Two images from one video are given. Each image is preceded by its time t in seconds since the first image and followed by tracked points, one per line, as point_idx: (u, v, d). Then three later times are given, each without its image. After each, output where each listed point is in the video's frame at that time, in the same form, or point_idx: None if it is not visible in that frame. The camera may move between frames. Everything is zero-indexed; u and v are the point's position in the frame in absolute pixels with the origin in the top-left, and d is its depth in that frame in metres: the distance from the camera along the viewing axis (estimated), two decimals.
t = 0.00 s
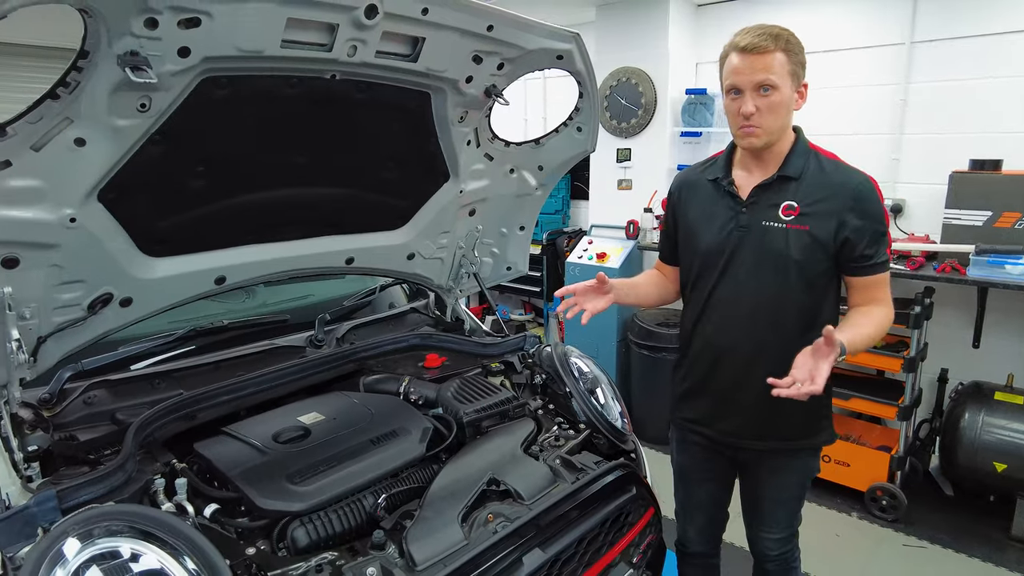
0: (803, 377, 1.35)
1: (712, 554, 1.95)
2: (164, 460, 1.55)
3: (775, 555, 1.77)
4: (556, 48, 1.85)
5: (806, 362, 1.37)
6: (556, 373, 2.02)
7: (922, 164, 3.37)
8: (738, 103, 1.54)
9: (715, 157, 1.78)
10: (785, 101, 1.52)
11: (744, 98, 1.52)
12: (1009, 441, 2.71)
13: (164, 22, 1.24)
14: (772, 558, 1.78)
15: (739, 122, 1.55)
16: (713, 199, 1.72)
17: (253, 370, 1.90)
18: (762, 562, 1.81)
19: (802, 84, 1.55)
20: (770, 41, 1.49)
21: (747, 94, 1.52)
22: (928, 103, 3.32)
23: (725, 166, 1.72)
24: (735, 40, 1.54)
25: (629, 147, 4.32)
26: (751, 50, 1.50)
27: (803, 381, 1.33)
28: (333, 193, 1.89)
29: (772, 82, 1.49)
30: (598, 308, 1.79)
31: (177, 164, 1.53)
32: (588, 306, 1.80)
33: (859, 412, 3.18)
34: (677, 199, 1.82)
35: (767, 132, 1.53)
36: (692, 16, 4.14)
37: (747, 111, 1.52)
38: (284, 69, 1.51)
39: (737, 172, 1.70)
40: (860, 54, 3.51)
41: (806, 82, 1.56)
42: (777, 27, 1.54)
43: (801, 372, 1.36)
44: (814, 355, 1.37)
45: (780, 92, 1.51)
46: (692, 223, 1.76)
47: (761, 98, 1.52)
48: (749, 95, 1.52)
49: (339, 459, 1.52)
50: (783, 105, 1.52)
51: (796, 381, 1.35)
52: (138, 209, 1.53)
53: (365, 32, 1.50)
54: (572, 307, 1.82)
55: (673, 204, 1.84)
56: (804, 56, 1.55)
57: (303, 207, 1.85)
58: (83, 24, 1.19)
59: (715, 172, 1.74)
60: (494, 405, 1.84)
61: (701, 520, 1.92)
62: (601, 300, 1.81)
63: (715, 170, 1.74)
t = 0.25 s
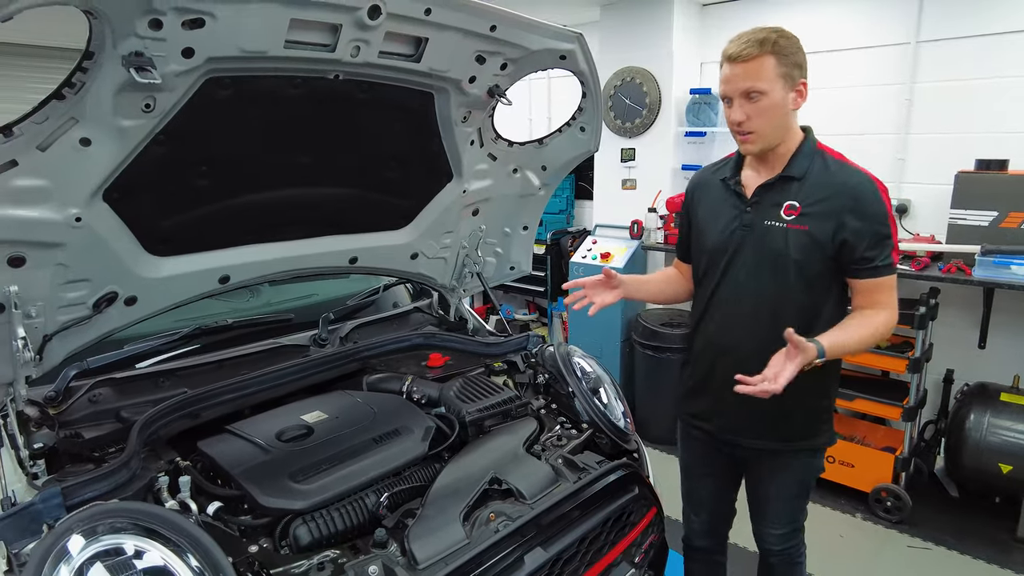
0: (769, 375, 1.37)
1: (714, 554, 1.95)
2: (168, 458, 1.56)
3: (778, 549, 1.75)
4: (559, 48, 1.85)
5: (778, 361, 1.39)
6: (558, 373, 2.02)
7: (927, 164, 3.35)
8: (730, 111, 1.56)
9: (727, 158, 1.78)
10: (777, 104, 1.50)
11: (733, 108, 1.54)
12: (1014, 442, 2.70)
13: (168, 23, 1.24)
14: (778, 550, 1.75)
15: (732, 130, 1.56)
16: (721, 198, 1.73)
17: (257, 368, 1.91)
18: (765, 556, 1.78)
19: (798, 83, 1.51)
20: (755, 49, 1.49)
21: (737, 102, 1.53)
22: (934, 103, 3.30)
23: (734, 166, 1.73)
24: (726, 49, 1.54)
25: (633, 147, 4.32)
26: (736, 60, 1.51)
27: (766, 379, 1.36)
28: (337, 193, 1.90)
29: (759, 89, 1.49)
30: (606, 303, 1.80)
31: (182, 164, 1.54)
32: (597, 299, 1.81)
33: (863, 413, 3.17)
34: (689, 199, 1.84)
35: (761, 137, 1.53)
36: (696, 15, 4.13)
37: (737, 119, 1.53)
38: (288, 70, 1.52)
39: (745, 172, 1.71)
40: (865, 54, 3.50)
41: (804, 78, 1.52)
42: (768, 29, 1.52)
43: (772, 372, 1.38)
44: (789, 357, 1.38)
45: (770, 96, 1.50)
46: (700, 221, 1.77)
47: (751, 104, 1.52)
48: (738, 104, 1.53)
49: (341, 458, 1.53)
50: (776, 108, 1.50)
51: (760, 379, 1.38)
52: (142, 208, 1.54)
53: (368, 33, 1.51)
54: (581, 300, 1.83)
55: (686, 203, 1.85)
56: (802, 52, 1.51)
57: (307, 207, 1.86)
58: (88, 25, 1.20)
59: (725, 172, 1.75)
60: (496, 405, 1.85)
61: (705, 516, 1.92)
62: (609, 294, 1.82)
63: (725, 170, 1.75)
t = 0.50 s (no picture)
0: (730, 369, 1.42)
1: (719, 553, 1.93)
2: (169, 454, 1.55)
3: (788, 542, 1.72)
4: (562, 43, 1.84)
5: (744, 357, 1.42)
6: (562, 371, 2.01)
7: (934, 162, 3.33)
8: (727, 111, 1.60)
9: (744, 155, 1.80)
10: (770, 103, 1.52)
11: (727, 109, 1.58)
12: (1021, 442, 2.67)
13: (170, 17, 1.24)
14: (784, 544, 1.73)
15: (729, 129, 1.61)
16: (733, 195, 1.75)
17: (260, 365, 1.91)
18: (775, 547, 1.76)
19: (794, 80, 1.51)
20: (746, 50, 1.52)
21: (732, 102, 1.58)
22: (941, 100, 3.28)
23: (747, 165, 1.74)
24: (724, 52, 1.59)
25: (637, 145, 4.30)
26: (729, 62, 1.55)
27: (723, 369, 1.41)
28: (339, 189, 1.89)
29: (748, 89, 1.52)
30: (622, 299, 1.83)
31: (184, 159, 1.53)
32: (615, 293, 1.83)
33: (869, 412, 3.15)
34: (709, 196, 1.87)
35: (754, 136, 1.56)
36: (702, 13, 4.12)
37: (731, 119, 1.58)
38: (290, 65, 1.51)
39: (755, 169, 1.72)
40: (872, 51, 3.48)
41: (802, 76, 1.51)
42: (765, 28, 1.53)
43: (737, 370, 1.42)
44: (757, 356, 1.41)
45: (762, 96, 1.52)
46: (713, 218, 1.80)
47: (744, 104, 1.55)
48: (733, 104, 1.57)
49: (343, 455, 1.52)
50: (769, 107, 1.52)
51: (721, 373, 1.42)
52: (144, 204, 1.54)
53: (371, 27, 1.50)
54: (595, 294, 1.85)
55: (705, 200, 1.88)
56: (799, 50, 1.50)
57: (310, 203, 1.85)
58: (89, 19, 1.19)
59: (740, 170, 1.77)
60: (499, 402, 1.83)
61: (714, 506, 1.91)
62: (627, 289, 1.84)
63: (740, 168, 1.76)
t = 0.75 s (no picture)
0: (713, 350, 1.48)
1: (719, 551, 1.93)
2: (169, 450, 1.55)
3: (784, 543, 1.73)
4: (563, 40, 1.83)
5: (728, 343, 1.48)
6: (562, 368, 2.01)
7: (937, 160, 3.32)
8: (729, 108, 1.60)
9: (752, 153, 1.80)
10: (772, 100, 1.52)
11: (730, 106, 1.58)
12: None
13: (169, 12, 1.24)
14: (782, 547, 1.73)
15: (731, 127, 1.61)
16: (738, 193, 1.75)
17: (260, 362, 1.91)
18: (774, 548, 1.76)
19: (796, 77, 1.51)
20: (747, 48, 1.52)
21: (734, 100, 1.58)
22: (944, 97, 3.27)
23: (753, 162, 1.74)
24: (727, 50, 1.59)
25: (639, 143, 4.29)
26: (731, 59, 1.55)
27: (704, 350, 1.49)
28: (339, 186, 1.89)
29: (750, 87, 1.52)
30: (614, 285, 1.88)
31: (183, 155, 1.53)
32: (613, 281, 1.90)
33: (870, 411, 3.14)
34: (716, 194, 1.87)
35: (755, 133, 1.56)
36: (704, 11, 4.11)
37: (732, 116, 1.58)
38: (290, 61, 1.51)
39: (761, 166, 1.72)
40: (874, 49, 3.47)
41: (804, 73, 1.51)
42: (767, 26, 1.53)
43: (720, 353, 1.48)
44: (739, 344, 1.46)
45: (763, 93, 1.51)
46: (719, 216, 1.80)
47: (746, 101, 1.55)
48: (734, 101, 1.57)
49: (342, 451, 1.52)
50: (770, 104, 1.52)
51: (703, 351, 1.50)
52: (144, 200, 1.54)
53: (370, 23, 1.49)
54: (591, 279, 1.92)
55: (712, 198, 1.88)
56: (802, 46, 1.50)
57: (311, 200, 1.85)
58: (88, 14, 1.19)
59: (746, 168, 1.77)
60: (499, 399, 1.83)
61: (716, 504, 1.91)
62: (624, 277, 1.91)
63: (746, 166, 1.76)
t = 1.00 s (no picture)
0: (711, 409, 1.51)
1: (721, 551, 1.93)
2: (173, 450, 1.56)
3: (785, 547, 1.73)
4: (566, 41, 1.83)
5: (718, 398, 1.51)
6: (565, 368, 2.02)
7: (940, 160, 3.31)
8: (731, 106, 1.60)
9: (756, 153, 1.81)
10: (774, 97, 1.52)
11: (732, 103, 1.58)
12: None
13: (174, 13, 1.24)
14: (782, 551, 1.74)
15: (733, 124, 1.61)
16: (741, 193, 1.75)
17: (263, 362, 1.91)
18: (772, 553, 1.77)
19: (798, 75, 1.50)
20: (749, 45, 1.52)
21: (736, 97, 1.58)
22: (948, 97, 3.26)
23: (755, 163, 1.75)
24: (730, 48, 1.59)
25: (642, 144, 4.29)
26: (733, 57, 1.55)
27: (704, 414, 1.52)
28: (343, 186, 1.90)
29: (751, 84, 1.51)
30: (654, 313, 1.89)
31: (188, 156, 1.54)
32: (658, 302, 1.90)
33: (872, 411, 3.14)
34: (719, 195, 1.87)
35: (758, 130, 1.56)
36: (706, 11, 4.11)
37: (734, 114, 1.58)
38: (294, 62, 1.51)
39: (764, 167, 1.73)
40: (877, 49, 3.47)
41: (806, 70, 1.51)
42: (770, 24, 1.53)
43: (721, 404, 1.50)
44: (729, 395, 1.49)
45: (765, 90, 1.51)
46: (723, 216, 1.81)
47: (748, 99, 1.55)
48: (736, 98, 1.57)
49: (346, 451, 1.52)
50: (772, 101, 1.52)
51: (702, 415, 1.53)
52: (149, 200, 1.54)
53: (375, 24, 1.50)
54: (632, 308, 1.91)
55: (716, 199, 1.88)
56: (803, 44, 1.50)
57: (314, 200, 1.86)
58: (94, 16, 1.19)
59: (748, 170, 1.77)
60: (503, 399, 1.83)
61: (712, 504, 1.91)
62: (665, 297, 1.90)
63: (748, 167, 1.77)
